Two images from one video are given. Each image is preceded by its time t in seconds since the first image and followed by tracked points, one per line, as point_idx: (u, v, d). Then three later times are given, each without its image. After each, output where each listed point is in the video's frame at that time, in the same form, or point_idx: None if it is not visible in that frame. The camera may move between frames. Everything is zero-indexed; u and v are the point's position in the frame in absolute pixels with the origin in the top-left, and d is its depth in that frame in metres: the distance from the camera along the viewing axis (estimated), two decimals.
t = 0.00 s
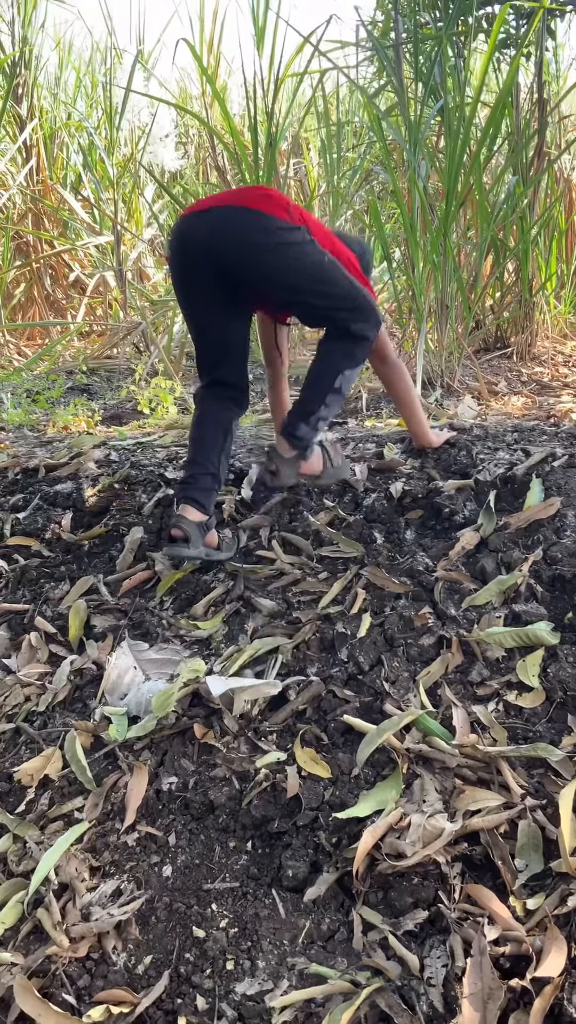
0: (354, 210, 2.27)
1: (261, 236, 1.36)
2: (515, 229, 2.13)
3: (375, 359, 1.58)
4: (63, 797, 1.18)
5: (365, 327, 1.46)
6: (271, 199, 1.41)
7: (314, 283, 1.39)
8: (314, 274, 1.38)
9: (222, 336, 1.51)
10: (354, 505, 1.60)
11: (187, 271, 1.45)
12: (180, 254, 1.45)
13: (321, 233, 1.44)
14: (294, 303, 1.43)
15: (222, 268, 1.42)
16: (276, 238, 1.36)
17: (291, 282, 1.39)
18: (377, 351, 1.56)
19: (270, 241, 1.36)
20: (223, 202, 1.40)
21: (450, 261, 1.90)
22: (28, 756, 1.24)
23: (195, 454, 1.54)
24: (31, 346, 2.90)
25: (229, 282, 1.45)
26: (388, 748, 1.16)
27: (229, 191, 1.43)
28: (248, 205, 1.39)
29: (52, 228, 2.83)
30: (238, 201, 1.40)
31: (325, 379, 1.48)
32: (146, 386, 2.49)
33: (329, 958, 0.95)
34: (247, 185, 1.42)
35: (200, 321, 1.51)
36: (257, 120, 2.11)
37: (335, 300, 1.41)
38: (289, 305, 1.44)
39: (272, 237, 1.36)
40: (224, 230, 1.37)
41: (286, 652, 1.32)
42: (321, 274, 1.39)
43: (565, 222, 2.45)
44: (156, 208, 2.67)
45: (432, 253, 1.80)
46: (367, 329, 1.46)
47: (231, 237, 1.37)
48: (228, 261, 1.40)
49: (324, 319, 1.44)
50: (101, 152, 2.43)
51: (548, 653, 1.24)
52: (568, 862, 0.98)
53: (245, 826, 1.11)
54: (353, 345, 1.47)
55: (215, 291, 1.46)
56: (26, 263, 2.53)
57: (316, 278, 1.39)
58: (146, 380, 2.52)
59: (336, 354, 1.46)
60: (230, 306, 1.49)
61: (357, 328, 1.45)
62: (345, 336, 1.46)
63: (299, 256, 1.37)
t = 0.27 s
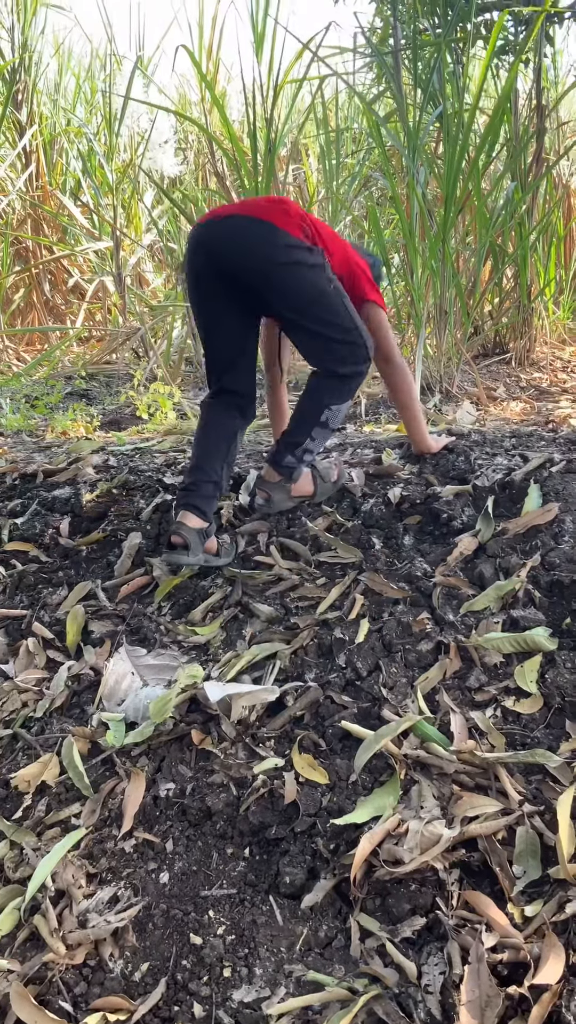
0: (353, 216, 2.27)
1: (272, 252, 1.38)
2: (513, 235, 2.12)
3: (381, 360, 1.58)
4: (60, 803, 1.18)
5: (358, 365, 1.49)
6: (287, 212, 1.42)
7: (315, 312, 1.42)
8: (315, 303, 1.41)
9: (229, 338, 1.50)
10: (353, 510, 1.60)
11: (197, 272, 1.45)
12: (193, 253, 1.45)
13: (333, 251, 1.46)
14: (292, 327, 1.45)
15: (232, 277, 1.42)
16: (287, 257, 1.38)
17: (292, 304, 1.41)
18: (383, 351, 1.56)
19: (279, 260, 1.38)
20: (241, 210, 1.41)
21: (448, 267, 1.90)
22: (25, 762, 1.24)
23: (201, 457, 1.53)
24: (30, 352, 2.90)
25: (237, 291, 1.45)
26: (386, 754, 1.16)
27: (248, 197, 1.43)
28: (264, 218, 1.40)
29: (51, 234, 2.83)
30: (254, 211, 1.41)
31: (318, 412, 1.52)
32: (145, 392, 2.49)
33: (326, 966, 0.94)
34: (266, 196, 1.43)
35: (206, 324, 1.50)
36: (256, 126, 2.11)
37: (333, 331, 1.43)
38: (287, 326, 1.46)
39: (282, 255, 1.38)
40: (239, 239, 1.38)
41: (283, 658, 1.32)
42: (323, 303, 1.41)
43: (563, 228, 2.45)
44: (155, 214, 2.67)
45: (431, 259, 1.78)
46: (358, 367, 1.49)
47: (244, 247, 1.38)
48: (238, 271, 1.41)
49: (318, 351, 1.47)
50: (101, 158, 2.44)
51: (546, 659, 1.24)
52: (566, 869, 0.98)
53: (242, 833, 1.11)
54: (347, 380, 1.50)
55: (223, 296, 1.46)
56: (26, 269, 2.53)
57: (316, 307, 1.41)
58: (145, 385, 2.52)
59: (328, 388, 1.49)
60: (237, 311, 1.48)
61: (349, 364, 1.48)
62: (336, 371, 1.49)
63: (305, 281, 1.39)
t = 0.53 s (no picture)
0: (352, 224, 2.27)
1: (269, 249, 1.40)
2: (512, 243, 2.12)
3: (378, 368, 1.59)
4: (58, 812, 1.17)
5: (355, 367, 1.47)
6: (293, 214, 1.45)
7: (310, 307, 1.41)
8: (311, 298, 1.41)
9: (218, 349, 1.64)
10: (351, 518, 1.59)
11: (200, 262, 1.49)
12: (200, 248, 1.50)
13: (336, 257, 1.48)
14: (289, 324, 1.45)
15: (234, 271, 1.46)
16: (285, 253, 1.40)
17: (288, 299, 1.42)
18: (379, 360, 1.57)
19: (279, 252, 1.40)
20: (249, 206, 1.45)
21: (447, 275, 1.88)
22: (23, 770, 1.23)
23: (196, 439, 1.53)
24: (30, 359, 2.90)
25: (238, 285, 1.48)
26: (385, 762, 1.15)
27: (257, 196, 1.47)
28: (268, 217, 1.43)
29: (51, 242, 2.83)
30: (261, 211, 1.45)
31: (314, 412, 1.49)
32: (144, 399, 2.49)
33: (324, 975, 0.94)
34: (276, 196, 1.46)
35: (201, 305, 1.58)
36: (255, 134, 2.11)
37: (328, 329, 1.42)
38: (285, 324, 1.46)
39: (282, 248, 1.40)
40: (243, 234, 1.42)
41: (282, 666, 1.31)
42: (318, 300, 1.41)
43: (562, 236, 2.45)
44: (155, 222, 2.68)
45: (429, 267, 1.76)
46: (354, 370, 1.47)
47: (247, 241, 1.42)
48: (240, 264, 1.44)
49: (315, 348, 1.46)
50: (100, 166, 2.44)
51: (544, 667, 1.24)
52: (565, 878, 0.98)
53: (240, 841, 1.11)
54: (345, 382, 1.47)
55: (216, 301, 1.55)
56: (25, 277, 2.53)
57: (312, 302, 1.41)
58: (145, 393, 2.52)
59: (323, 389, 1.46)
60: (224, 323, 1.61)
61: (344, 365, 1.45)
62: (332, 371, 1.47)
63: (302, 277, 1.40)
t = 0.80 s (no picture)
0: (351, 234, 2.28)
1: (231, 273, 1.46)
2: (511, 253, 2.12)
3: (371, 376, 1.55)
4: (59, 823, 1.17)
5: (333, 367, 1.49)
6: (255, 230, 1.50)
7: (278, 317, 1.44)
8: (278, 307, 1.44)
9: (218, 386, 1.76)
10: (352, 527, 1.59)
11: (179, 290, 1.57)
12: (173, 275, 1.58)
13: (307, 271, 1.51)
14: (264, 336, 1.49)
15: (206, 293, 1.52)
16: (247, 275, 1.45)
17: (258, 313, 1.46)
18: (370, 367, 1.53)
19: (242, 270, 1.45)
20: (213, 229, 1.51)
21: (447, 285, 1.88)
22: (23, 781, 1.23)
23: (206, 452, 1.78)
24: (30, 369, 2.91)
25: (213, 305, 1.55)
26: (386, 772, 1.15)
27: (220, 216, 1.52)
28: (230, 236, 1.48)
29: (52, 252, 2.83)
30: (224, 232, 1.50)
31: (302, 421, 1.52)
32: (145, 409, 2.50)
33: (326, 987, 0.94)
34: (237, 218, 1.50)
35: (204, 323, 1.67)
36: (255, 145, 2.12)
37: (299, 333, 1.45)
38: (260, 336, 1.51)
39: (245, 266, 1.45)
40: (206, 258, 1.48)
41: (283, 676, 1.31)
42: (284, 313, 1.44)
43: (561, 246, 2.45)
44: (156, 232, 2.68)
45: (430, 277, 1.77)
46: (333, 375, 1.49)
47: (211, 263, 1.48)
48: (209, 286, 1.50)
49: (291, 355, 1.49)
50: (101, 177, 2.45)
51: (546, 677, 1.24)
52: (567, 889, 0.97)
53: (241, 853, 1.10)
54: (325, 384, 1.49)
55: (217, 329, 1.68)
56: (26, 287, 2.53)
57: (280, 311, 1.44)
58: (145, 403, 2.53)
59: (308, 396, 1.49)
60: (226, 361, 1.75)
61: (322, 370, 1.48)
62: (312, 376, 1.49)
63: (265, 294, 1.44)
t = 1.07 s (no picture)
0: (352, 247, 2.28)
1: (208, 277, 1.45)
2: (511, 266, 2.12)
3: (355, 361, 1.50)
4: (59, 838, 1.17)
5: (309, 375, 1.48)
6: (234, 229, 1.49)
7: (252, 319, 1.43)
8: (254, 310, 1.42)
9: (215, 394, 1.75)
10: (353, 540, 1.58)
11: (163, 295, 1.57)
12: (156, 277, 1.57)
13: (290, 266, 1.50)
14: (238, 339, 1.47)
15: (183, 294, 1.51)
16: (223, 278, 1.43)
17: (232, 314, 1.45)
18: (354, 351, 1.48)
19: (216, 269, 1.44)
20: (191, 233, 1.50)
21: (447, 297, 1.88)
22: (24, 796, 1.23)
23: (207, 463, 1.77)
24: (32, 383, 2.91)
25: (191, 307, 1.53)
26: (388, 787, 1.15)
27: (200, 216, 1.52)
28: (207, 240, 1.47)
29: (54, 266, 2.84)
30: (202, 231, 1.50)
31: (286, 431, 1.52)
32: (146, 422, 2.50)
33: (328, 1004, 0.93)
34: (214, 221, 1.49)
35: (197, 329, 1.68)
36: (255, 159, 2.12)
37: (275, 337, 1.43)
38: (234, 340, 1.49)
39: (219, 264, 1.44)
40: (185, 258, 1.47)
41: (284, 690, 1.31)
42: (261, 317, 1.42)
43: (561, 259, 2.45)
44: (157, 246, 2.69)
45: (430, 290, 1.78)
46: (311, 381, 1.48)
47: (188, 264, 1.47)
48: (187, 286, 1.50)
49: (266, 361, 1.47)
50: (102, 191, 2.46)
51: (548, 691, 1.23)
52: (570, 904, 0.97)
53: (242, 867, 1.10)
54: (304, 392, 1.48)
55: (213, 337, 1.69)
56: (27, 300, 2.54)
57: (255, 314, 1.43)
58: (146, 415, 2.53)
59: (289, 404, 1.49)
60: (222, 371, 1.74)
61: (300, 375, 1.47)
62: (288, 382, 1.48)
63: (242, 299, 1.43)
